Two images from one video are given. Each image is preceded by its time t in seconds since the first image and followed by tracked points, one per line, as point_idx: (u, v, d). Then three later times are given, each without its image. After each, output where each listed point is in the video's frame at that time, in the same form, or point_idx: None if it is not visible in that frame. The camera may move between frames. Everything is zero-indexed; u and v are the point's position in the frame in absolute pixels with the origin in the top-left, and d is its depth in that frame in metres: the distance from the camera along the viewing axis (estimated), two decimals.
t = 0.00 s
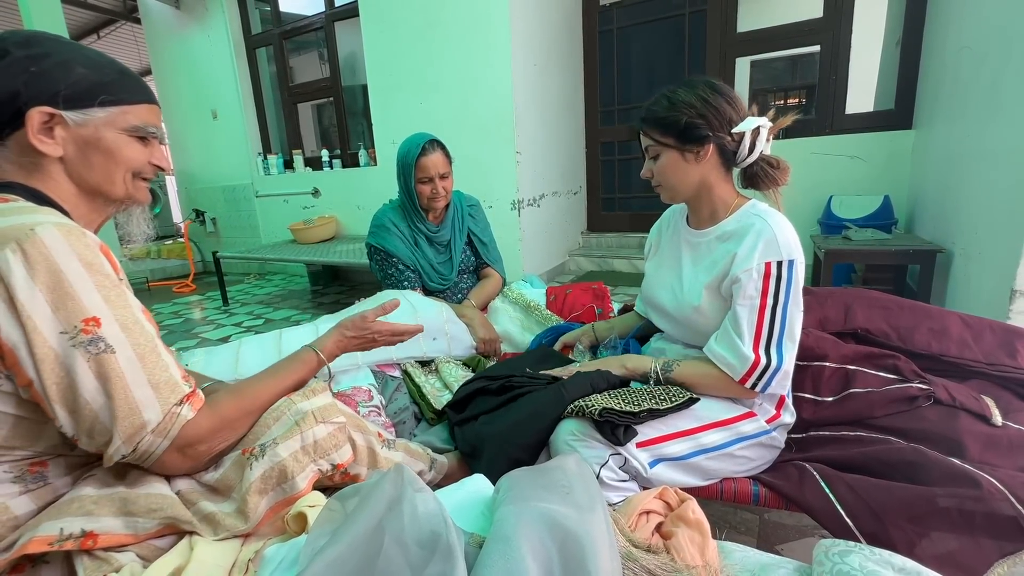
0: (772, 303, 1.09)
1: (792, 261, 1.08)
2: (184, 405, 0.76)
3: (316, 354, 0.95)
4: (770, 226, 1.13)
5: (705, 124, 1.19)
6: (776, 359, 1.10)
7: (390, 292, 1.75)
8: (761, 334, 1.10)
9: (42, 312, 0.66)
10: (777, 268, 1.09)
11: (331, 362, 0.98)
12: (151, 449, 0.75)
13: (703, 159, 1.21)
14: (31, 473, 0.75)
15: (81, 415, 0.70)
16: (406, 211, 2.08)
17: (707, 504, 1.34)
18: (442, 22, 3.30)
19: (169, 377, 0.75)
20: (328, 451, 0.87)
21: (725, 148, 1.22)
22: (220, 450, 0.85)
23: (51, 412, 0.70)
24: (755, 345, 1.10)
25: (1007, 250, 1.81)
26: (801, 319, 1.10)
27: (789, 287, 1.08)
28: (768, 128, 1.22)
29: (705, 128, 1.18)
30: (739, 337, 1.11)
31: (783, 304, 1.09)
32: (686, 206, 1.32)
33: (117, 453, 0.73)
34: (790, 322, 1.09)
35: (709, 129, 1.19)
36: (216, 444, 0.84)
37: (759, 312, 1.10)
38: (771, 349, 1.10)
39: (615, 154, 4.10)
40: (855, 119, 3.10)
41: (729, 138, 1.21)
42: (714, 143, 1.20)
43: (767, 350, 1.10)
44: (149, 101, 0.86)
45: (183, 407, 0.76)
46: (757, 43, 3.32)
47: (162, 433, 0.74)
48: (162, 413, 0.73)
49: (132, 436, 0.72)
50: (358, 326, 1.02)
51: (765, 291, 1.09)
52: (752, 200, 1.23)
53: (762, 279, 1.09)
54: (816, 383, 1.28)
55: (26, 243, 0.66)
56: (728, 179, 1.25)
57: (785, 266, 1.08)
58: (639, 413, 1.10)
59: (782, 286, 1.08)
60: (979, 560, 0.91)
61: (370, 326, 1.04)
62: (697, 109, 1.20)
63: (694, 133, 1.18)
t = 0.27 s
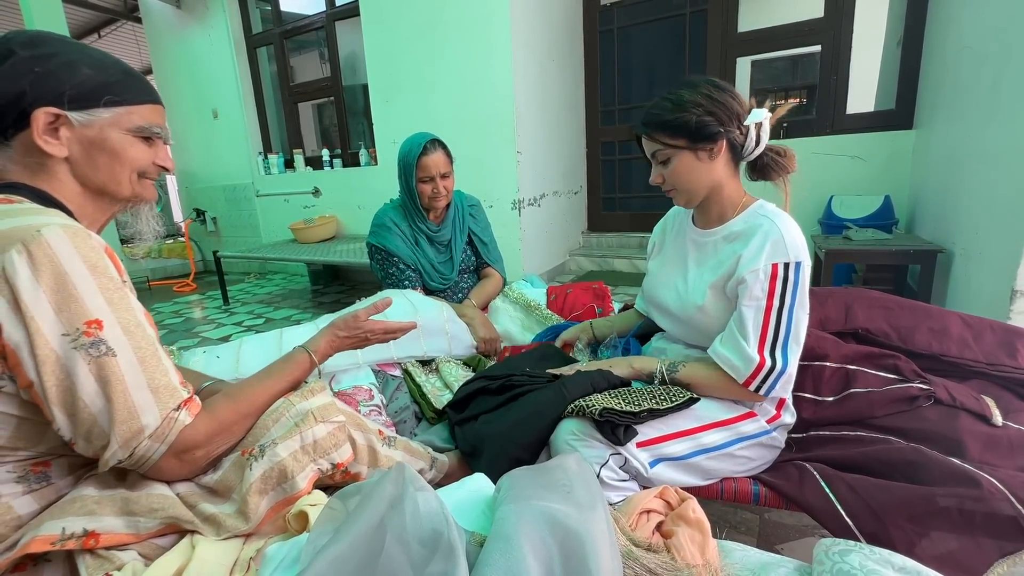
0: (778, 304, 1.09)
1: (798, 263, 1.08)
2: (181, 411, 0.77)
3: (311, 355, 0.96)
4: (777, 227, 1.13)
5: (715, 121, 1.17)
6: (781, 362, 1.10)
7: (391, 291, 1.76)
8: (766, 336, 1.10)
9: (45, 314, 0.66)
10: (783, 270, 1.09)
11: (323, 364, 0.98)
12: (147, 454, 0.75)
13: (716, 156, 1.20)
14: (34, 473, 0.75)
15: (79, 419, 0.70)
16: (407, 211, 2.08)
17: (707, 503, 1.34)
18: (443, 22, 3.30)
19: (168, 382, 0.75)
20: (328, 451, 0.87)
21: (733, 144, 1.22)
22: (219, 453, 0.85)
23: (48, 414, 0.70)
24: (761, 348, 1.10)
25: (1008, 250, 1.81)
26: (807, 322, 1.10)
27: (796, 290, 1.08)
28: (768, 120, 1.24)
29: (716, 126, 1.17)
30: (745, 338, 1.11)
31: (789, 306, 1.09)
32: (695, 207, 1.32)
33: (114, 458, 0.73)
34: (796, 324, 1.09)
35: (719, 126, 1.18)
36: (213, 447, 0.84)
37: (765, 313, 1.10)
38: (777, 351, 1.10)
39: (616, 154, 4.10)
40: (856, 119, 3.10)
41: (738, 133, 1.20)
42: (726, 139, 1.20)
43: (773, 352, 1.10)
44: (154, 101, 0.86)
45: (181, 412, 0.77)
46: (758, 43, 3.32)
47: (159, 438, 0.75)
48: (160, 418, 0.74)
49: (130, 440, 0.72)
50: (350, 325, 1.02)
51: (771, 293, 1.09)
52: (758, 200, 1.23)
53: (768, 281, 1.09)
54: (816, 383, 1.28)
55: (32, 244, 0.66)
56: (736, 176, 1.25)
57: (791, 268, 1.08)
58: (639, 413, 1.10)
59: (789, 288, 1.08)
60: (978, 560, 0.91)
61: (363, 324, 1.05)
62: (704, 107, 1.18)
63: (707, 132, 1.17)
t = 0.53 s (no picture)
0: (782, 305, 1.09)
1: (800, 263, 1.09)
2: (179, 412, 0.77)
3: (309, 358, 0.93)
4: (777, 227, 1.13)
5: (720, 118, 1.18)
6: (788, 362, 1.10)
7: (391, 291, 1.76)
8: (772, 337, 1.10)
9: (45, 314, 0.66)
10: (786, 270, 1.09)
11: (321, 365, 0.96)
12: (144, 455, 0.75)
13: (718, 154, 1.21)
14: (35, 473, 0.76)
15: (78, 420, 0.70)
16: (408, 210, 2.07)
17: (707, 503, 1.34)
18: (444, 21, 3.30)
19: (167, 383, 0.75)
20: (327, 451, 0.87)
21: (735, 144, 1.22)
22: (217, 454, 0.85)
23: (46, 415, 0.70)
24: (767, 349, 1.10)
25: (1009, 250, 1.81)
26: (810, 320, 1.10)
27: (800, 289, 1.08)
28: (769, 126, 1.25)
29: (721, 123, 1.17)
30: (751, 340, 1.11)
31: (793, 307, 1.09)
32: (693, 207, 1.32)
33: (111, 458, 0.73)
34: (800, 323, 1.09)
35: (723, 124, 1.18)
36: (210, 449, 0.84)
37: (769, 314, 1.09)
38: (782, 352, 1.10)
39: (616, 154, 4.10)
40: (857, 119, 3.10)
41: (741, 133, 1.21)
42: (728, 138, 1.20)
43: (779, 353, 1.10)
44: (155, 101, 0.86)
45: (178, 414, 0.77)
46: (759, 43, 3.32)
47: (157, 439, 0.75)
48: (159, 419, 0.74)
49: (128, 441, 0.72)
50: (347, 328, 1.01)
51: (775, 294, 1.09)
52: (758, 200, 1.23)
53: (772, 282, 1.09)
54: (817, 383, 1.27)
55: (32, 244, 0.66)
56: (735, 177, 1.25)
57: (794, 268, 1.09)
58: (640, 413, 1.10)
59: (792, 289, 1.08)
60: (979, 560, 0.91)
61: (361, 326, 1.02)
62: (711, 103, 1.18)
63: (710, 128, 1.17)
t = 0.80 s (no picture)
0: (779, 307, 1.09)
1: (796, 265, 1.09)
2: (179, 412, 0.77)
3: (307, 359, 0.96)
4: (775, 229, 1.13)
5: (723, 122, 1.17)
6: (783, 363, 1.10)
7: (392, 290, 1.76)
8: (768, 338, 1.10)
9: (45, 314, 0.66)
10: (783, 272, 1.09)
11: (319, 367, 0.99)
12: (144, 454, 0.75)
13: (719, 157, 1.21)
14: (36, 473, 0.76)
15: (78, 420, 0.70)
16: (410, 208, 2.06)
17: (707, 503, 1.34)
18: (444, 21, 3.30)
19: (166, 383, 0.75)
20: (327, 451, 0.87)
21: (737, 147, 1.22)
22: (217, 454, 0.85)
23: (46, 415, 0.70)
24: (762, 350, 1.10)
25: (1010, 251, 1.81)
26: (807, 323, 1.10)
27: (796, 292, 1.08)
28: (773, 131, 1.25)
29: (724, 127, 1.17)
30: (746, 341, 1.11)
31: (789, 309, 1.09)
32: (693, 207, 1.32)
33: (111, 458, 0.73)
34: (796, 326, 1.09)
35: (727, 127, 1.18)
36: (210, 449, 0.84)
37: (765, 316, 1.10)
38: (778, 353, 1.10)
39: (617, 153, 4.10)
40: (858, 119, 3.10)
41: (743, 137, 1.21)
42: (730, 141, 1.20)
43: (775, 355, 1.10)
44: (155, 101, 0.86)
45: (178, 414, 0.77)
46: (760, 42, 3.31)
47: (157, 438, 0.75)
48: (159, 418, 0.74)
49: (128, 441, 0.72)
50: (345, 329, 1.03)
51: (772, 295, 1.09)
52: (757, 201, 1.23)
53: (768, 283, 1.09)
54: (816, 383, 1.28)
55: (33, 244, 0.67)
56: (735, 179, 1.25)
57: (791, 270, 1.09)
58: (638, 413, 1.11)
59: (789, 291, 1.08)
60: (977, 561, 0.91)
61: (358, 327, 1.04)
62: (715, 106, 1.17)
63: (713, 131, 1.17)
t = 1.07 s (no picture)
0: (784, 306, 1.09)
1: (801, 263, 1.08)
2: (180, 410, 0.77)
3: (305, 360, 0.98)
4: (778, 227, 1.13)
5: (725, 122, 1.17)
6: (789, 363, 1.10)
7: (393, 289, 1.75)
8: (773, 338, 1.10)
9: (46, 312, 0.66)
10: (787, 271, 1.09)
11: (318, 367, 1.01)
12: (144, 453, 0.75)
13: (722, 158, 1.21)
14: (37, 471, 0.76)
15: (78, 418, 0.70)
16: (409, 208, 2.07)
17: (708, 502, 1.34)
18: (444, 19, 3.30)
19: (166, 380, 0.76)
20: (327, 451, 0.88)
21: (739, 147, 1.22)
22: (217, 452, 0.85)
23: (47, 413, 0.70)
24: (768, 350, 1.10)
25: (1011, 250, 1.81)
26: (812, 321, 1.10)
27: (800, 290, 1.08)
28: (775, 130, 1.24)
29: (727, 128, 1.17)
30: (752, 341, 1.11)
31: (794, 308, 1.09)
32: (694, 207, 1.31)
33: (113, 456, 0.73)
34: (802, 324, 1.09)
35: (729, 128, 1.18)
36: (211, 448, 0.84)
37: (770, 315, 1.10)
38: (784, 353, 1.10)
39: (618, 152, 4.10)
40: (859, 117, 3.09)
41: (746, 138, 1.21)
42: (733, 142, 1.20)
43: (780, 354, 1.10)
44: (153, 100, 0.86)
45: (180, 412, 0.77)
46: (761, 41, 3.31)
47: (159, 437, 0.75)
48: (160, 416, 0.74)
49: (130, 439, 0.72)
50: (343, 332, 1.04)
51: (776, 294, 1.09)
52: (759, 200, 1.23)
53: (773, 283, 1.09)
54: (817, 382, 1.28)
55: (33, 243, 0.67)
56: (738, 179, 1.25)
57: (795, 269, 1.08)
58: (640, 412, 1.10)
59: (793, 289, 1.08)
60: (978, 560, 0.91)
61: (355, 330, 1.06)
62: (717, 107, 1.17)
63: (714, 132, 1.17)
